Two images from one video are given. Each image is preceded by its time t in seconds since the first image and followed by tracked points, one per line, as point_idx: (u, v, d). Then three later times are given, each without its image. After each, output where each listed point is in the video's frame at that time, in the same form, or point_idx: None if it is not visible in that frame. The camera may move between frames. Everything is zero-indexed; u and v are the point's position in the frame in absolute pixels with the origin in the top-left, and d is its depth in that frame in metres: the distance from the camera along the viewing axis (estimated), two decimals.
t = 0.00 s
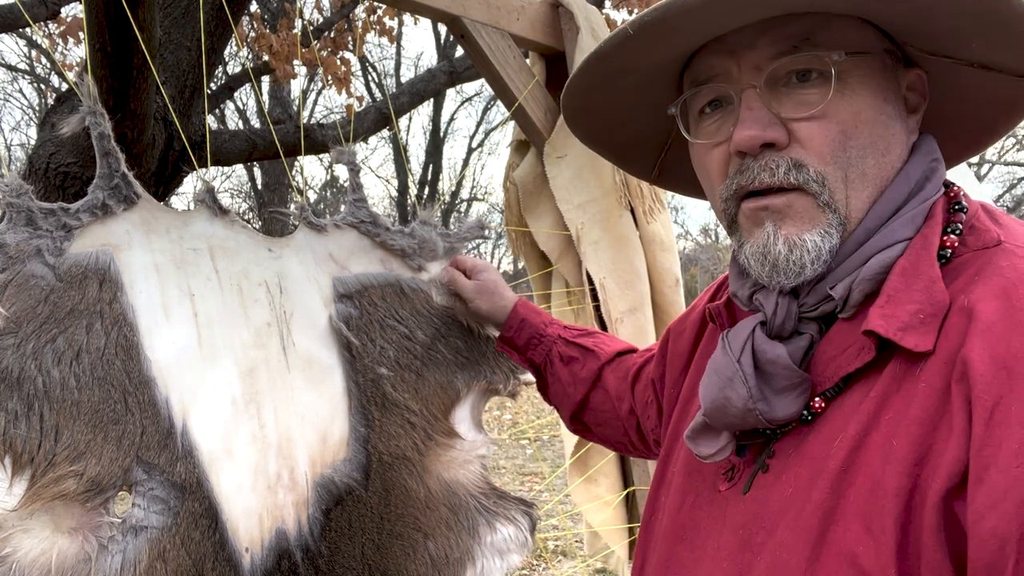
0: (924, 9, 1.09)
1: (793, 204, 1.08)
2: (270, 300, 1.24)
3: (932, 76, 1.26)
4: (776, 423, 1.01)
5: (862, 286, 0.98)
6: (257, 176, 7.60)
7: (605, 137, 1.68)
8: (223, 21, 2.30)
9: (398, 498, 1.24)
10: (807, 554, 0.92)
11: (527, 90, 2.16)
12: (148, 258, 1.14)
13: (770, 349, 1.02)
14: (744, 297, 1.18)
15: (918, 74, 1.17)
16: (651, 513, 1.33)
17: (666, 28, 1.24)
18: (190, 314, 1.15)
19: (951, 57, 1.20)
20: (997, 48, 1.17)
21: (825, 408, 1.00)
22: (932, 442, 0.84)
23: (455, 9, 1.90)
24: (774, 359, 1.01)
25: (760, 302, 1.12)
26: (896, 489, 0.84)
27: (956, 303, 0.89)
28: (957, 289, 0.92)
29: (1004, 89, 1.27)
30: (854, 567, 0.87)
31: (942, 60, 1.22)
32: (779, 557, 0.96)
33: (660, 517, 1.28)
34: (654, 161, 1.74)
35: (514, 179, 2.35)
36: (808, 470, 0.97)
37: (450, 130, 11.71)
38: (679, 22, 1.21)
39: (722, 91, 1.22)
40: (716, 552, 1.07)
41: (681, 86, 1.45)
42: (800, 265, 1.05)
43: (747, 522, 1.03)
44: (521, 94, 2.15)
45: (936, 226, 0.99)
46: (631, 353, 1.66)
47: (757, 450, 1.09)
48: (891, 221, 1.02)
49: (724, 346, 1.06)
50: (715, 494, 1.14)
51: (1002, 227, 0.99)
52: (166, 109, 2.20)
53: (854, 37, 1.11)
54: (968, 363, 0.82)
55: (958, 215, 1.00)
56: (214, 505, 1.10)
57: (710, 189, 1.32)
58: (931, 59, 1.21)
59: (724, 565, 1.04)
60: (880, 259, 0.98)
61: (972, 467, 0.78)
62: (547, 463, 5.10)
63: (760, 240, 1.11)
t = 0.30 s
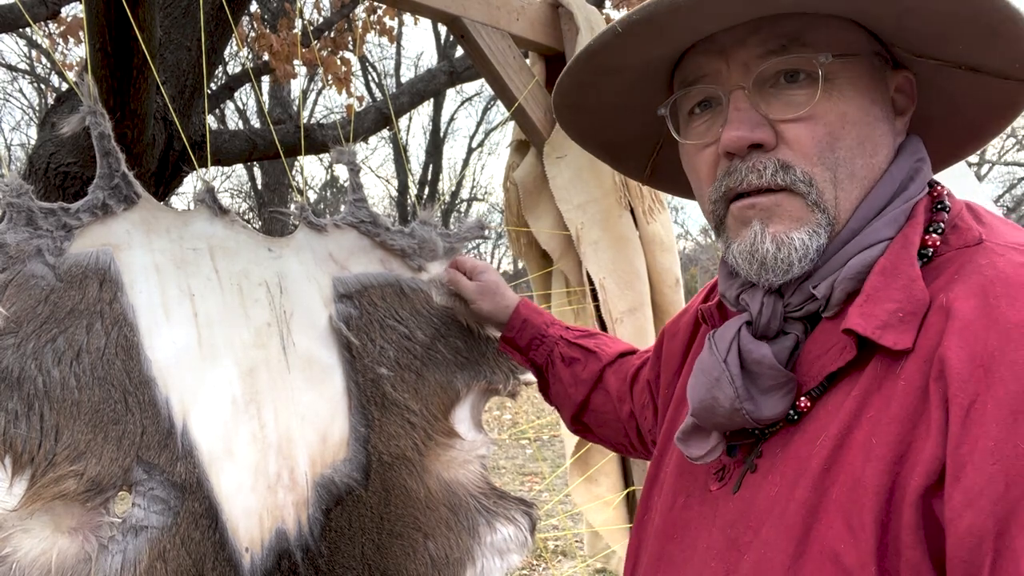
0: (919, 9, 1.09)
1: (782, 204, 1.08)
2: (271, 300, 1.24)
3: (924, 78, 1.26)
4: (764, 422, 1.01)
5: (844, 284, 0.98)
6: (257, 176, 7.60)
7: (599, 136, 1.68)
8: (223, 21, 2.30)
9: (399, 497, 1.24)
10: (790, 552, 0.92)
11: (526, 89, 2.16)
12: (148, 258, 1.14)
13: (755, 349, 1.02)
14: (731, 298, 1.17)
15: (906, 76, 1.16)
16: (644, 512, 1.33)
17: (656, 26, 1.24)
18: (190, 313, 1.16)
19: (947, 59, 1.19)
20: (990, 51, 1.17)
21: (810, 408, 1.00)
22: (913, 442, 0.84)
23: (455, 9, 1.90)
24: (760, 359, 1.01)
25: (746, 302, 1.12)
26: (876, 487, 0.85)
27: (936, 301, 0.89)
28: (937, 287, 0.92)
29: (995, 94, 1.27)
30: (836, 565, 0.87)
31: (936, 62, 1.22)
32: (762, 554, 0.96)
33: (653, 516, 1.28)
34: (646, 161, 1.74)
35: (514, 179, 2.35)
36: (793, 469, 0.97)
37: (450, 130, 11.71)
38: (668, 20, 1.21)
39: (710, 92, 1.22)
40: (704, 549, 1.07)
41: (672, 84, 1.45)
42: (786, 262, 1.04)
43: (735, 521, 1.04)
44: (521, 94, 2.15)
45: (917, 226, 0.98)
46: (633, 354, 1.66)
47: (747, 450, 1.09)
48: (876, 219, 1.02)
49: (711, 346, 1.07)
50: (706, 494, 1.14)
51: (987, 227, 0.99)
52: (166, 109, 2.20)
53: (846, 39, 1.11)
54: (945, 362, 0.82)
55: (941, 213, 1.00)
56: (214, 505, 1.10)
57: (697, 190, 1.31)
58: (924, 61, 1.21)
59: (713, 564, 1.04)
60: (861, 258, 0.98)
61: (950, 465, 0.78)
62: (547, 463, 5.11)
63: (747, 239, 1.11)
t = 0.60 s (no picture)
0: (917, 9, 1.09)
1: (781, 204, 1.08)
2: (271, 300, 1.24)
3: (923, 79, 1.26)
4: (758, 419, 1.01)
5: (837, 281, 0.98)
6: (257, 176, 7.60)
7: (601, 135, 1.68)
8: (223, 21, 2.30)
9: (399, 497, 1.24)
10: (781, 548, 0.92)
11: (527, 89, 2.15)
12: (148, 258, 1.14)
13: (749, 346, 1.03)
14: (729, 296, 1.18)
15: (907, 76, 1.15)
16: (641, 509, 1.33)
17: (655, 21, 1.24)
18: (190, 313, 1.15)
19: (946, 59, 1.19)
20: (990, 51, 1.17)
21: (803, 403, 1.00)
22: (902, 437, 0.84)
23: (455, 9, 1.90)
24: (754, 355, 1.02)
25: (743, 299, 1.12)
26: (865, 483, 0.84)
27: (928, 298, 0.89)
28: (930, 284, 0.92)
29: (996, 95, 1.27)
30: (826, 560, 0.87)
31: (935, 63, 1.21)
32: (753, 550, 0.96)
33: (650, 513, 1.28)
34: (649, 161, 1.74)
35: (514, 178, 2.35)
36: (784, 466, 0.97)
37: (450, 130, 11.71)
38: (668, 16, 1.21)
39: (710, 92, 1.21)
40: (698, 546, 1.07)
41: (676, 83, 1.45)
42: (782, 261, 1.04)
43: (729, 517, 1.03)
44: (521, 94, 2.15)
45: (913, 224, 0.98)
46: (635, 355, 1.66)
47: (742, 445, 1.09)
48: (872, 217, 1.02)
49: (706, 342, 1.07)
50: (701, 490, 1.14)
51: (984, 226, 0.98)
52: (166, 109, 2.20)
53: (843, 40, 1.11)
54: (935, 357, 0.82)
55: (938, 212, 1.00)
56: (214, 505, 1.10)
57: (695, 189, 1.31)
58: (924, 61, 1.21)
59: (706, 560, 1.04)
60: (855, 255, 0.98)
61: (938, 461, 0.78)
62: (547, 463, 5.11)
63: (744, 238, 1.11)
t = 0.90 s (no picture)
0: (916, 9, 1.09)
1: (769, 199, 1.09)
2: (271, 300, 1.24)
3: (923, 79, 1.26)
4: (750, 416, 1.01)
5: (832, 282, 0.98)
6: (257, 176, 7.60)
7: (605, 132, 1.68)
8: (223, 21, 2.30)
9: (399, 497, 1.24)
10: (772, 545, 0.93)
11: (527, 89, 2.15)
12: (148, 258, 1.14)
13: (742, 343, 1.02)
14: (726, 294, 1.18)
15: (906, 75, 1.14)
16: (639, 505, 1.33)
17: (654, 20, 1.24)
18: (190, 313, 1.15)
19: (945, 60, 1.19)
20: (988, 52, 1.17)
21: (797, 401, 1.00)
22: (893, 434, 0.84)
23: (455, 9, 1.90)
24: (747, 353, 1.01)
25: (737, 297, 1.13)
26: (856, 479, 0.85)
27: (923, 298, 0.89)
28: (925, 284, 0.92)
29: (996, 96, 1.27)
30: (816, 558, 0.87)
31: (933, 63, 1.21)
32: (746, 547, 0.96)
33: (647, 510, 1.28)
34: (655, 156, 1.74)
35: (514, 178, 2.35)
36: (776, 463, 0.97)
37: (450, 130, 11.71)
38: (668, 16, 1.21)
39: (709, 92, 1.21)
40: (691, 542, 1.07)
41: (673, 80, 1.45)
42: (773, 256, 1.04)
43: (722, 513, 1.04)
44: (521, 94, 2.15)
45: (909, 225, 0.98)
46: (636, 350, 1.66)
47: (738, 442, 1.08)
48: (867, 216, 1.02)
49: (700, 340, 1.07)
50: (696, 486, 1.13)
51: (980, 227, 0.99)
52: (166, 109, 2.20)
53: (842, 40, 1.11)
54: (926, 356, 0.82)
55: (934, 215, 1.00)
56: (214, 505, 1.10)
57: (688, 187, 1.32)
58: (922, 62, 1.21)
59: (700, 557, 1.04)
60: (850, 255, 0.98)
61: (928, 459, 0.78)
62: (547, 463, 5.11)
63: (739, 239, 1.12)
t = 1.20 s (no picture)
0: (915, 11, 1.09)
1: (762, 211, 1.10)
2: (271, 300, 1.24)
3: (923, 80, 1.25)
4: (748, 426, 1.01)
5: (829, 288, 0.98)
6: (257, 176, 7.60)
7: (611, 127, 1.68)
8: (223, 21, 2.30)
9: (399, 497, 1.24)
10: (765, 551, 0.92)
11: (527, 89, 2.15)
12: (149, 258, 1.14)
13: (740, 354, 1.02)
14: (724, 300, 1.18)
15: (905, 77, 1.13)
16: (638, 505, 1.33)
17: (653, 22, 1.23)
18: (190, 313, 1.15)
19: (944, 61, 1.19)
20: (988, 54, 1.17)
21: (793, 407, 1.00)
22: (887, 441, 0.85)
23: (455, 9, 1.90)
24: (744, 363, 1.01)
25: (736, 307, 1.12)
26: (849, 487, 0.85)
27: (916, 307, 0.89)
28: (921, 291, 0.92)
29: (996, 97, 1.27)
30: (810, 563, 0.87)
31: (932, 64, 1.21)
32: (739, 552, 0.96)
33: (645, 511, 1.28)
34: (658, 149, 1.74)
35: (514, 178, 2.35)
36: (771, 470, 0.97)
37: (449, 130, 11.70)
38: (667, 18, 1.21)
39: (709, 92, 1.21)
40: (687, 545, 1.07)
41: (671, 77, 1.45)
42: (766, 273, 1.06)
43: (718, 516, 1.03)
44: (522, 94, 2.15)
45: (904, 231, 0.97)
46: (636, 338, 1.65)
47: (733, 447, 1.07)
48: (866, 222, 1.01)
49: (699, 351, 1.07)
50: (693, 488, 1.14)
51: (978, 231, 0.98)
52: (166, 109, 2.20)
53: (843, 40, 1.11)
54: (919, 367, 0.82)
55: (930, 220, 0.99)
56: (214, 505, 1.10)
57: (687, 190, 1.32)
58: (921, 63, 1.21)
59: (695, 559, 1.04)
60: (849, 262, 0.98)
61: (920, 468, 0.78)
62: (548, 463, 5.11)
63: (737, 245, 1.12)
